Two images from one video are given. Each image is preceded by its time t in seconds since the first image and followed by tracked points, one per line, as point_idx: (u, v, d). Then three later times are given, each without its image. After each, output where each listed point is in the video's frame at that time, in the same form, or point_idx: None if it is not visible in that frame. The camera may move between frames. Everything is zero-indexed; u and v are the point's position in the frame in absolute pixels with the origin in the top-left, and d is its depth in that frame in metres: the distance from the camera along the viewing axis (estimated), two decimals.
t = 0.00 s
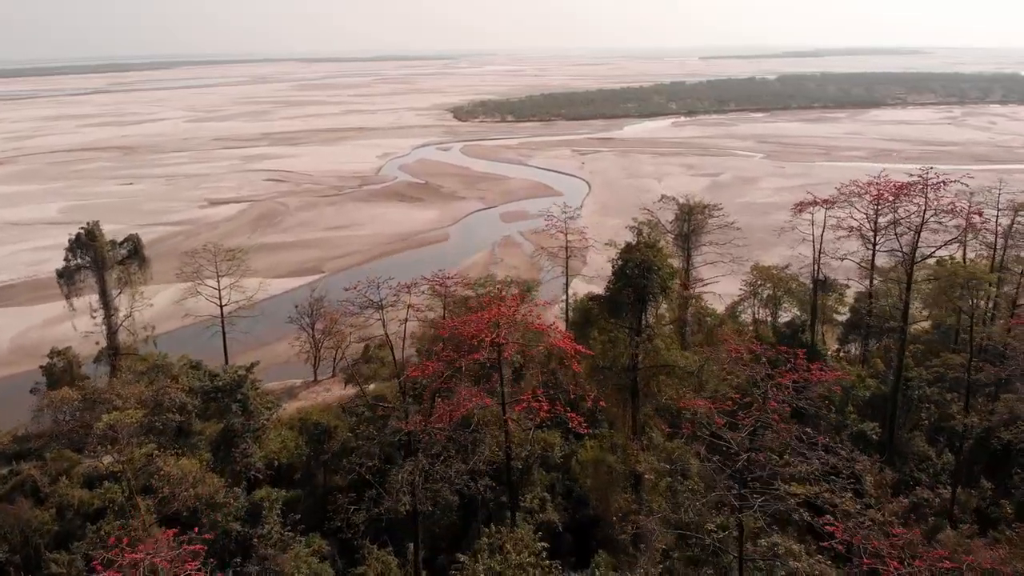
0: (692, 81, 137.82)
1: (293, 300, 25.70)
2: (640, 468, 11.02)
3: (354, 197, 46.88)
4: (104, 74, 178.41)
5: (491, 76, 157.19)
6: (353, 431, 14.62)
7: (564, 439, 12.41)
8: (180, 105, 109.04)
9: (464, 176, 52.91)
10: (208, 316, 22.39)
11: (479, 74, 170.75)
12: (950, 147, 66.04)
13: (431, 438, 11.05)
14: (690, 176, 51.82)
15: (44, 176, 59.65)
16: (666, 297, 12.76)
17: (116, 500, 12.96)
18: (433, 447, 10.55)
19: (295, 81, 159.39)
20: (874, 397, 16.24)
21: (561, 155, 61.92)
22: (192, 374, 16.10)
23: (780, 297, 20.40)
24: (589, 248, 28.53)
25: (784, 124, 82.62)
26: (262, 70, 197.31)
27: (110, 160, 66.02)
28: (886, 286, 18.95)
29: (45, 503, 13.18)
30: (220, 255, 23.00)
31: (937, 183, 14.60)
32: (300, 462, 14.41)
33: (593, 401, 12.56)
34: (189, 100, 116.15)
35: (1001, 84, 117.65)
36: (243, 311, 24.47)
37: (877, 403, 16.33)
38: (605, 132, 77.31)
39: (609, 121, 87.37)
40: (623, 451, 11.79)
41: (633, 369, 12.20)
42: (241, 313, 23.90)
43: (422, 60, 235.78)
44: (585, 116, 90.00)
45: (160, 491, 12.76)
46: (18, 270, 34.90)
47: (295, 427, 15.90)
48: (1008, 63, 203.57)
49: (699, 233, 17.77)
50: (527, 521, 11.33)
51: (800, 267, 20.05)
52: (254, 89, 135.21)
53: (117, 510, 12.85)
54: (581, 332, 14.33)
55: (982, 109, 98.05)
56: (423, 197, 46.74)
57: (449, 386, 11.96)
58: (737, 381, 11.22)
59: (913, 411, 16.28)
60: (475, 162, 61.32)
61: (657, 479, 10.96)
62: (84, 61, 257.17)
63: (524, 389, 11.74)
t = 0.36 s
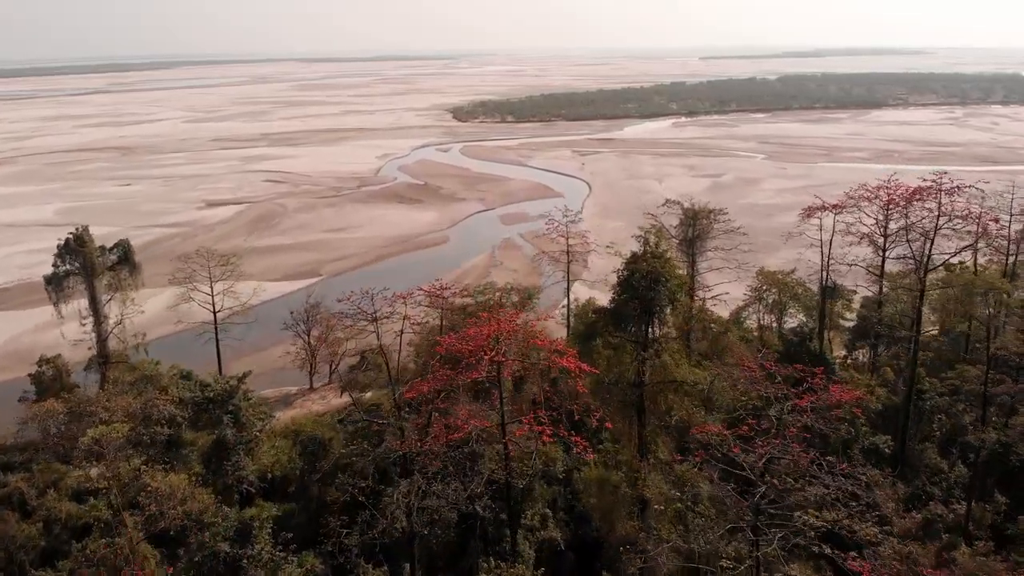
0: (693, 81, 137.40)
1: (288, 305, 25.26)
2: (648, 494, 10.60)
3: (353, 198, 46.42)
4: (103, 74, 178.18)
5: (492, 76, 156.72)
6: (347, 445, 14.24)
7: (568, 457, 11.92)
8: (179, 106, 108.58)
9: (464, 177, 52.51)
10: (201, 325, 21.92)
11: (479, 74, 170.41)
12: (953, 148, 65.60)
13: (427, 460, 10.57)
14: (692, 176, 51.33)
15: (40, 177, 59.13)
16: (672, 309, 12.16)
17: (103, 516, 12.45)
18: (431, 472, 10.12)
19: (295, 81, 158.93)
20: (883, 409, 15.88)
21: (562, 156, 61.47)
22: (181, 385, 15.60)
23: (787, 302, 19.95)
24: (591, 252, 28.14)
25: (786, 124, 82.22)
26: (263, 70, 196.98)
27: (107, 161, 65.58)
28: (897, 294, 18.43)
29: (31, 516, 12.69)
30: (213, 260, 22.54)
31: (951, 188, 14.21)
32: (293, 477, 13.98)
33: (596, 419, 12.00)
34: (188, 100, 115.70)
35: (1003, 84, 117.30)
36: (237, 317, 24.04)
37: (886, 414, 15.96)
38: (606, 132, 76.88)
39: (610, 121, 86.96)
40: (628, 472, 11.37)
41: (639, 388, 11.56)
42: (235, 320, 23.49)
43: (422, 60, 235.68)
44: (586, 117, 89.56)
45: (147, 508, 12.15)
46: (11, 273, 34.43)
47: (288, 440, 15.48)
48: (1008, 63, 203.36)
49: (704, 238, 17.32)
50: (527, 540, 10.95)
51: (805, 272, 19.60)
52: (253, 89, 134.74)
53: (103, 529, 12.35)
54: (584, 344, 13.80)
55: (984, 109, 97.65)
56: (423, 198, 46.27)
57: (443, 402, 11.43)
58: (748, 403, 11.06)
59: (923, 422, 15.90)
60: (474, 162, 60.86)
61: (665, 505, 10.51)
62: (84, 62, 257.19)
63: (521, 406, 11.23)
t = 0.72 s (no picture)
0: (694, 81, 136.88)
1: (284, 311, 24.82)
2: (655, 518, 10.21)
3: (351, 199, 45.91)
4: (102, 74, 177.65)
5: (491, 76, 156.25)
6: (342, 461, 13.78)
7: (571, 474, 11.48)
8: (178, 106, 108.01)
9: (463, 178, 52.07)
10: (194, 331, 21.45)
11: (479, 74, 169.92)
12: (956, 149, 65.13)
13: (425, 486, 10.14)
14: (694, 178, 50.85)
15: (37, 178, 58.59)
16: (682, 321, 11.49)
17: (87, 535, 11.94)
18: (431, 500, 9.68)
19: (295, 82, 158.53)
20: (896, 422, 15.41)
21: (562, 157, 60.97)
22: (170, 396, 15.10)
23: (793, 308, 19.50)
24: (592, 256, 27.71)
25: (788, 125, 81.74)
26: (262, 70, 196.57)
27: (105, 162, 65.02)
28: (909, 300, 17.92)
29: (15, 531, 12.23)
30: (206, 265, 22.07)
31: (967, 194, 13.70)
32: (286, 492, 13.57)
33: (601, 440, 11.49)
34: (187, 101, 115.12)
35: (1005, 84, 116.89)
36: (232, 322, 23.58)
37: (899, 426, 15.48)
38: (607, 133, 76.37)
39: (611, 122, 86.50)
40: (633, 491, 10.99)
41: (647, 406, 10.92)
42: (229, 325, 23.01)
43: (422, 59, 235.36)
44: (586, 117, 89.06)
45: (133, 527, 11.65)
46: (5, 276, 33.89)
47: (282, 453, 15.08)
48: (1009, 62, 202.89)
49: (710, 243, 16.85)
50: (527, 559, 10.61)
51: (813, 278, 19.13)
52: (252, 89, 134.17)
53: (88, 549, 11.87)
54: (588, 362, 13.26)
55: (986, 110, 97.20)
56: (422, 199, 45.77)
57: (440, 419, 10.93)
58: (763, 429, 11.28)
59: (934, 434, 15.49)
60: (474, 163, 60.39)
61: (674, 530, 10.16)
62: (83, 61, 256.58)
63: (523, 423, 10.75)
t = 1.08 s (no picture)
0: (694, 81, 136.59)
1: (280, 316, 24.42)
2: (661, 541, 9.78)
3: (351, 201, 45.51)
4: (101, 74, 177.18)
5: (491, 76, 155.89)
6: (337, 474, 13.35)
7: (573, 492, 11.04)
8: (177, 106, 107.55)
9: (463, 179, 51.69)
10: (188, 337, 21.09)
11: (479, 74, 169.59)
12: (959, 150, 64.84)
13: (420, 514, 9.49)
14: (696, 179, 50.49)
15: (34, 179, 58.14)
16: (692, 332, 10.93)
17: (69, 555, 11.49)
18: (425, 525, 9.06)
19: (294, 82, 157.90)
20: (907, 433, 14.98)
21: (563, 157, 60.58)
22: (158, 406, 14.70)
23: (799, 313, 19.10)
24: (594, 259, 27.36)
25: (789, 125, 81.39)
26: (261, 70, 196.11)
27: (103, 163, 64.59)
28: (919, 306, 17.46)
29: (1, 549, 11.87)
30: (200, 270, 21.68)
31: (982, 199, 13.25)
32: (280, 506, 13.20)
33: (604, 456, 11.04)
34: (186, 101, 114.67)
35: (1006, 85, 116.72)
36: (226, 327, 23.18)
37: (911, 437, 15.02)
38: (607, 134, 76.00)
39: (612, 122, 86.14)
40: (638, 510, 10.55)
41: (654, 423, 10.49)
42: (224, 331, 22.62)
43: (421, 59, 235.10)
44: (587, 117, 88.64)
45: (118, 546, 11.23)
46: None
47: (276, 465, 14.66)
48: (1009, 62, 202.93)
49: (715, 248, 16.53)
50: None
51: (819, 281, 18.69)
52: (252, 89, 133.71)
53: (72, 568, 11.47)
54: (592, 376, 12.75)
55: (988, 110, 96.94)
56: (421, 201, 45.38)
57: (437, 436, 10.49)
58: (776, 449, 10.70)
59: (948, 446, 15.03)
60: (473, 164, 59.98)
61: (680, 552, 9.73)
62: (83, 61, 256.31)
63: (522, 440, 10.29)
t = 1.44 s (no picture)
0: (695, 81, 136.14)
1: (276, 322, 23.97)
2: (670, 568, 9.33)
3: (349, 202, 45.08)
4: (102, 74, 176.98)
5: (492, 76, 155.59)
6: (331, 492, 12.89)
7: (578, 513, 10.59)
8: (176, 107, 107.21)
9: (464, 180, 51.26)
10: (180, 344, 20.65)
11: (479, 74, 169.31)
12: (963, 151, 64.37)
13: (418, 545, 8.96)
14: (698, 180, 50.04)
15: (32, 180, 57.73)
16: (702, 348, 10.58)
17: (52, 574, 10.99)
18: (420, 557, 8.39)
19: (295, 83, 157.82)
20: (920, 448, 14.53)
21: (564, 158, 60.13)
22: (147, 419, 14.24)
23: (805, 319, 18.66)
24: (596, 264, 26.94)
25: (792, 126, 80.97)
26: (262, 70, 196.14)
27: (101, 164, 64.16)
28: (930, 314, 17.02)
29: None
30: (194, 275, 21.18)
31: (999, 206, 12.83)
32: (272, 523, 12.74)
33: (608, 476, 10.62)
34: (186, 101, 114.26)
35: (1008, 85, 116.32)
36: (221, 334, 22.73)
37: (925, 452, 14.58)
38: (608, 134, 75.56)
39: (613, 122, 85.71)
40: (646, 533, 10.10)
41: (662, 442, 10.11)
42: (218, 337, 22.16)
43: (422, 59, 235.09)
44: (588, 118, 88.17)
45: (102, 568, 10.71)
46: None
47: (269, 480, 14.21)
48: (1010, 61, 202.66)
49: (722, 255, 16.07)
50: None
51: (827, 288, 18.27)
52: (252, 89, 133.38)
53: None
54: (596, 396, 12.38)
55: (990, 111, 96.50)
56: (421, 202, 44.96)
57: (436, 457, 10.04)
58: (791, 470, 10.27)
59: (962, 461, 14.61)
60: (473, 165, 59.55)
61: None
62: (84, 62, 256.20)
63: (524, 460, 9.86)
